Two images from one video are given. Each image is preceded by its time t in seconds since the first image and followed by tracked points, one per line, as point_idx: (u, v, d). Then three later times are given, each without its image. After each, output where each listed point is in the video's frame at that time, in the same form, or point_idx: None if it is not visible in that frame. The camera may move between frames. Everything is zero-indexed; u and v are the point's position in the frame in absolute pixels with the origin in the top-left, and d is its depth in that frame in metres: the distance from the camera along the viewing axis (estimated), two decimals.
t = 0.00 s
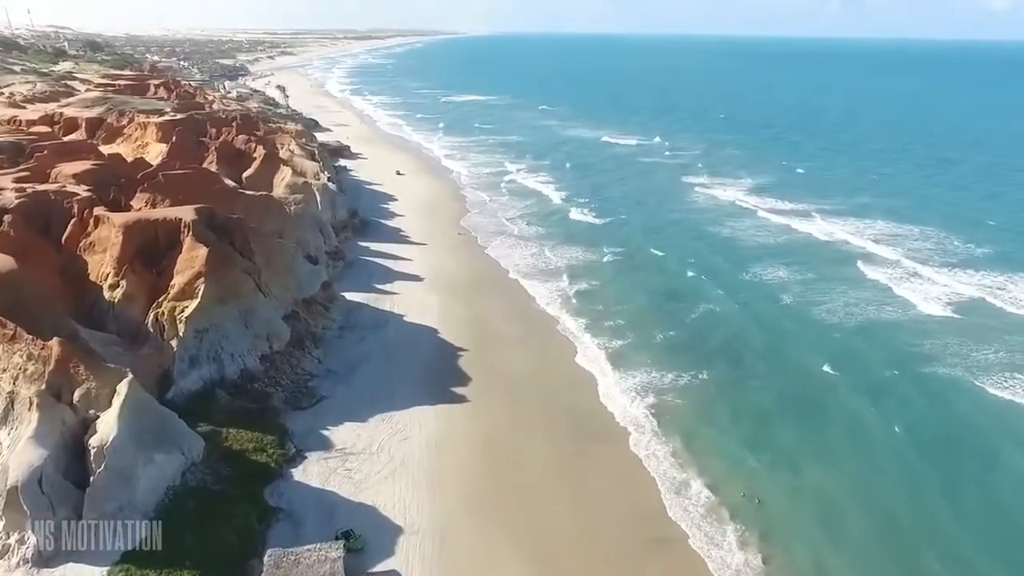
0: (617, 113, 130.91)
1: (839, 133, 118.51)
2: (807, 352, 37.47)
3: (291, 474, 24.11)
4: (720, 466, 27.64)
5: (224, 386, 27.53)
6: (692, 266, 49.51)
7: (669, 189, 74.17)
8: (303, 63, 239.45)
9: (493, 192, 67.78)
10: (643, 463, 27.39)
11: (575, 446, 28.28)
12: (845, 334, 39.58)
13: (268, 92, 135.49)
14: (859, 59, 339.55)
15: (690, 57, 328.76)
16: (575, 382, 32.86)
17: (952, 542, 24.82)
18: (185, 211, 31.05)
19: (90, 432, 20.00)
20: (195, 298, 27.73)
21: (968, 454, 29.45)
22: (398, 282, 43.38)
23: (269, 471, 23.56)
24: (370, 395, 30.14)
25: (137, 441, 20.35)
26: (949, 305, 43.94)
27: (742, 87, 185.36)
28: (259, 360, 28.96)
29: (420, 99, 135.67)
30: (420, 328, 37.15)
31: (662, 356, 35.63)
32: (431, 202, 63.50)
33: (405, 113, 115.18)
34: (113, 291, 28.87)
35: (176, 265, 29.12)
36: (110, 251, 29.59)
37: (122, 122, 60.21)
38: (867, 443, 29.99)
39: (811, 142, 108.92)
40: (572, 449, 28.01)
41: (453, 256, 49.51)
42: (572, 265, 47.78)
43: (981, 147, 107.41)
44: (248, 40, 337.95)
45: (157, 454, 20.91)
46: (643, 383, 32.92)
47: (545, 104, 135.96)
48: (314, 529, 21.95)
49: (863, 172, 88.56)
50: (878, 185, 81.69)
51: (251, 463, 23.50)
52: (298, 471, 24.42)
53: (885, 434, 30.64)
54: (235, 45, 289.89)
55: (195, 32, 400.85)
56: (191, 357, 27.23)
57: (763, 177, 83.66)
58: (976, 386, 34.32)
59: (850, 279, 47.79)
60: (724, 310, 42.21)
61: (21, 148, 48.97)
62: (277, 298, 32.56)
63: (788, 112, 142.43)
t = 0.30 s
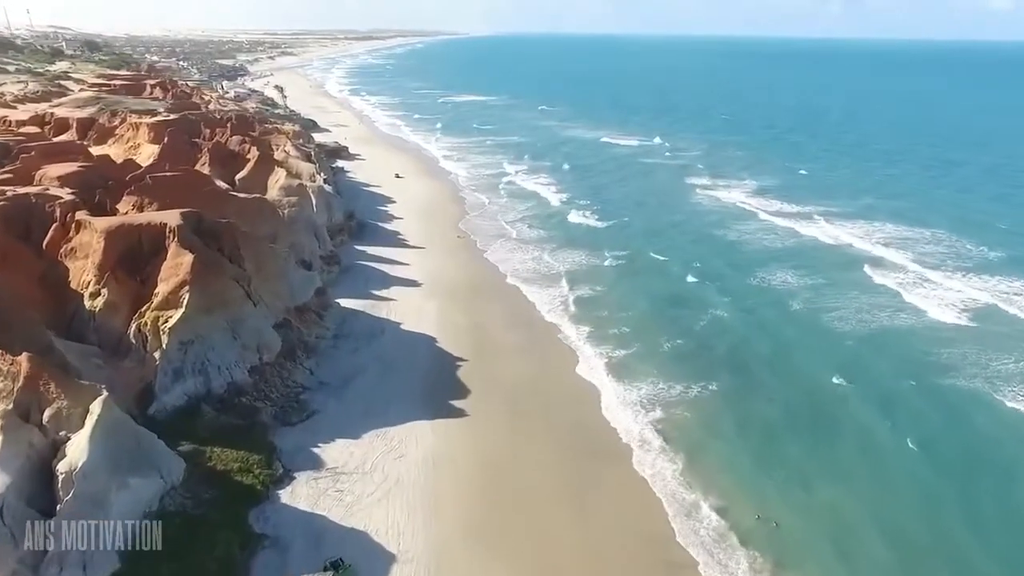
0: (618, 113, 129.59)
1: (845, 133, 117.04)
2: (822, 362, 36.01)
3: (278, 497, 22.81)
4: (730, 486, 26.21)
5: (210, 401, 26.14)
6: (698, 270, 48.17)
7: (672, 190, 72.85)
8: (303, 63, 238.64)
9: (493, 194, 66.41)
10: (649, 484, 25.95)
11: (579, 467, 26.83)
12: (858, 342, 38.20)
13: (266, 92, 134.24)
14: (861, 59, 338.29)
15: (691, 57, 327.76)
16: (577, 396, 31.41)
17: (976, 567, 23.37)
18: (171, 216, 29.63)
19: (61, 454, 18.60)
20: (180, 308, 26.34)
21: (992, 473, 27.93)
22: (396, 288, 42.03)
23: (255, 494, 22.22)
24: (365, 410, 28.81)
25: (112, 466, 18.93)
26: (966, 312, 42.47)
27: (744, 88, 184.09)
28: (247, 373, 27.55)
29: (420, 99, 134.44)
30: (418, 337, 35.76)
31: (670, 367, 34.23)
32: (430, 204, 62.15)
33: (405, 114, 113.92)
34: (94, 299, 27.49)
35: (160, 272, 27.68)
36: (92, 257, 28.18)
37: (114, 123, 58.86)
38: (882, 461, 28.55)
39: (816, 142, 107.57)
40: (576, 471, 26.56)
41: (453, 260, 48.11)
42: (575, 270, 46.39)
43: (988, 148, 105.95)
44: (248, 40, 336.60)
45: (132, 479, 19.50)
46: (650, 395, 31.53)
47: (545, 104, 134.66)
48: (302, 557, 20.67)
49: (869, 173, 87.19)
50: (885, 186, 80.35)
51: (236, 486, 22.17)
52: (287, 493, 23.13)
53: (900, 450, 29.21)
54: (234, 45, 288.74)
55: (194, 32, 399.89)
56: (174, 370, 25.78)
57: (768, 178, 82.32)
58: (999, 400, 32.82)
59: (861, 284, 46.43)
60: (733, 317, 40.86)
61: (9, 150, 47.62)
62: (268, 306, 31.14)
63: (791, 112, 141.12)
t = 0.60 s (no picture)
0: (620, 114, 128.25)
1: (850, 134, 115.54)
2: (836, 372, 34.60)
3: (264, 522, 21.49)
4: (741, 508, 24.82)
5: (194, 418, 24.72)
6: (705, 275, 46.71)
7: (675, 192, 71.48)
8: (303, 62, 237.59)
9: (493, 195, 65.02)
10: (657, 506, 24.41)
11: (583, 486, 25.34)
12: (873, 351, 36.69)
13: (264, 92, 132.94)
14: (862, 59, 336.95)
15: (692, 57, 326.51)
16: (581, 410, 29.96)
17: None
18: (156, 220, 28.22)
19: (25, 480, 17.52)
20: (163, 318, 24.92)
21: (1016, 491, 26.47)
22: (393, 294, 40.65)
23: (239, 520, 20.87)
24: (358, 426, 27.37)
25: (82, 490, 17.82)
26: (982, 318, 41.02)
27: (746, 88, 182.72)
28: (234, 387, 26.11)
29: (419, 99, 133.12)
30: (416, 346, 34.39)
31: (678, 378, 32.83)
32: (429, 206, 60.77)
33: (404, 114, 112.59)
34: (72, 309, 26.05)
35: (142, 280, 26.23)
36: (71, 265, 26.76)
37: (105, 123, 57.51)
38: (899, 479, 27.07)
39: (821, 143, 106.13)
40: (581, 491, 25.06)
41: (452, 265, 46.71)
42: (578, 275, 44.99)
43: (996, 149, 104.41)
44: (248, 40, 334.88)
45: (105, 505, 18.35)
46: (657, 408, 30.14)
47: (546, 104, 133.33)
48: None
49: (875, 174, 85.77)
50: (893, 187, 78.94)
51: (219, 510, 20.85)
52: (272, 518, 21.82)
53: (917, 468, 27.66)
54: (235, 46, 287.91)
55: (195, 32, 399.55)
56: (156, 385, 24.39)
57: (773, 179, 80.93)
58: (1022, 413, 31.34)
59: (874, 290, 44.97)
60: (741, 324, 39.43)
61: None
62: (257, 315, 29.72)
63: (795, 113, 139.68)
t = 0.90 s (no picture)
0: (621, 114, 126.88)
1: (854, 134, 114.12)
2: (851, 384, 33.16)
3: (247, 551, 20.11)
4: (753, 533, 23.45)
5: (175, 436, 23.18)
6: (712, 279, 45.29)
7: (678, 193, 70.08)
8: (302, 63, 236.38)
9: (493, 197, 63.61)
10: (665, 532, 22.95)
11: (586, 508, 23.93)
12: (889, 361, 35.24)
13: (262, 92, 131.60)
14: (862, 58, 336.09)
15: (693, 57, 325.50)
16: (586, 425, 28.50)
17: None
18: (139, 224, 26.69)
19: None
20: (142, 329, 23.40)
21: None
22: (389, 301, 39.22)
23: (219, 549, 19.51)
24: (350, 442, 25.89)
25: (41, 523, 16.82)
26: (1000, 326, 39.50)
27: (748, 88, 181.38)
28: (219, 402, 24.62)
29: (419, 99, 131.73)
30: (413, 356, 32.94)
31: (686, 390, 31.41)
32: (427, 208, 59.33)
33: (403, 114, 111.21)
34: (48, 319, 24.59)
35: (123, 288, 24.76)
36: (47, 271, 25.24)
37: (96, 123, 56.06)
38: (918, 499, 25.60)
39: (824, 143, 104.80)
40: (585, 514, 23.61)
41: (451, 270, 45.26)
42: (580, 280, 43.58)
43: (1003, 149, 102.95)
44: (248, 40, 334.87)
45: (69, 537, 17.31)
46: (666, 422, 28.74)
47: (547, 104, 131.91)
48: None
49: (881, 175, 84.37)
50: (900, 188, 77.52)
51: (197, 539, 19.50)
52: (256, 546, 20.43)
53: (938, 487, 26.16)
54: (235, 46, 286.74)
55: (195, 32, 398.73)
56: (134, 401, 22.82)
57: (778, 180, 79.54)
58: None
59: (886, 295, 43.52)
60: (751, 331, 37.99)
61: None
62: (245, 324, 28.20)
63: (798, 113, 138.18)
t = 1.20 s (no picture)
0: (623, 114, 125.50)
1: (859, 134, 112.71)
2: (867, 397, 31.72)
3: None
4: (766, 560, 22.08)
5: (153, 457, 21.78)
6: (719, 285, 43.85)
7: (682, 195, 68.67)
8: (302, 63, 235.10)
9: (493, 199, 62.21)
10: (673, 561, 21.53)
11: (590, 535, 22.48)
12: (906, 372, 33.79)
13: (260, 92, 130.29)
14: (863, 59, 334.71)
15: (694, 57, 324.06)
16: (591, 442, 27.10)
17: None
18: (118, 229, 25.19)
19: None
20: (121, 343, 21.99)
21: None
22: (385, 308, 37.84)
23: None
24: (341, 461, 24.51)
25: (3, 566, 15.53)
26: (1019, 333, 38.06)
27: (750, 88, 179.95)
28: (202, 420, 23.24)
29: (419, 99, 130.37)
30: (409, 367, 31.57)
31: (695, 404, 30.04)
32: (426, 211, 57.97)
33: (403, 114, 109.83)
34: (20, 331, 22.93)
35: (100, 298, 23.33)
36: (19, 280, 23.61)
37: (86, 123, 54.70)
38: (939, 523, 24.17)
39: (829, 144, 103.44)
40: (588, 542, 22.15)
41: (450, 275, 43.89)
42: (583, 286, 42.21)
43: (1010, 150, 101.51)
44: (248, 40, 333.88)
45: None
46: (675, 438, 27.34)
47: (548, 104, 130.50)
48: None
49: (888, 176, 82.95)
50: (908, 189, 76.10)
51: None
52: None
53: (962, 511, 24.69)
54: (234, 47, 285.45)
55: (195, 32, 398.23)
56: (109, 420, 21.38)
57: (783, 181, 78.11)
58: None
59: (900, 301, 42.06)
60: (762, 340, 36.58)
61: None
62: (232, 335, 26.78)
63: (802, 113, 136.74)
